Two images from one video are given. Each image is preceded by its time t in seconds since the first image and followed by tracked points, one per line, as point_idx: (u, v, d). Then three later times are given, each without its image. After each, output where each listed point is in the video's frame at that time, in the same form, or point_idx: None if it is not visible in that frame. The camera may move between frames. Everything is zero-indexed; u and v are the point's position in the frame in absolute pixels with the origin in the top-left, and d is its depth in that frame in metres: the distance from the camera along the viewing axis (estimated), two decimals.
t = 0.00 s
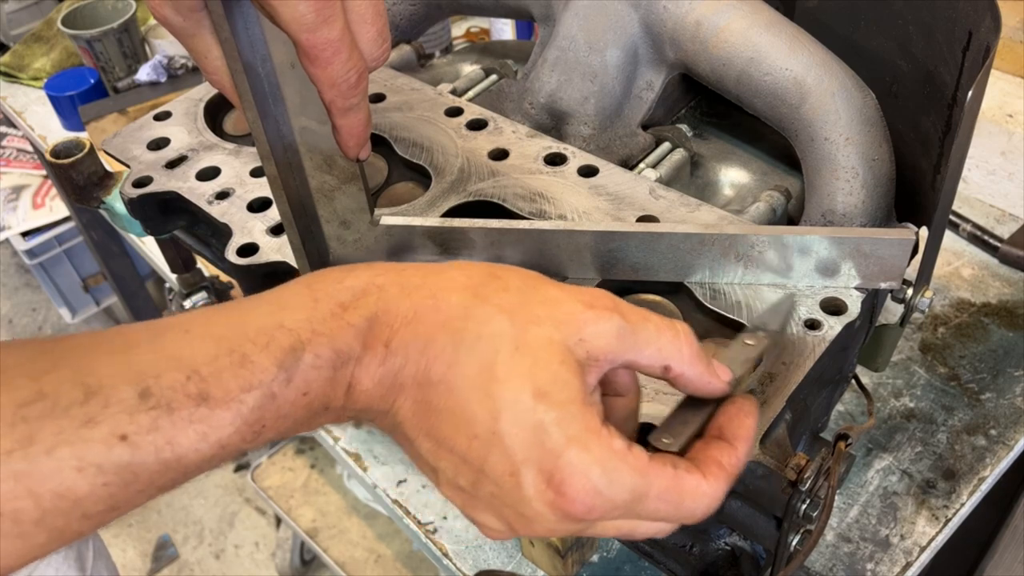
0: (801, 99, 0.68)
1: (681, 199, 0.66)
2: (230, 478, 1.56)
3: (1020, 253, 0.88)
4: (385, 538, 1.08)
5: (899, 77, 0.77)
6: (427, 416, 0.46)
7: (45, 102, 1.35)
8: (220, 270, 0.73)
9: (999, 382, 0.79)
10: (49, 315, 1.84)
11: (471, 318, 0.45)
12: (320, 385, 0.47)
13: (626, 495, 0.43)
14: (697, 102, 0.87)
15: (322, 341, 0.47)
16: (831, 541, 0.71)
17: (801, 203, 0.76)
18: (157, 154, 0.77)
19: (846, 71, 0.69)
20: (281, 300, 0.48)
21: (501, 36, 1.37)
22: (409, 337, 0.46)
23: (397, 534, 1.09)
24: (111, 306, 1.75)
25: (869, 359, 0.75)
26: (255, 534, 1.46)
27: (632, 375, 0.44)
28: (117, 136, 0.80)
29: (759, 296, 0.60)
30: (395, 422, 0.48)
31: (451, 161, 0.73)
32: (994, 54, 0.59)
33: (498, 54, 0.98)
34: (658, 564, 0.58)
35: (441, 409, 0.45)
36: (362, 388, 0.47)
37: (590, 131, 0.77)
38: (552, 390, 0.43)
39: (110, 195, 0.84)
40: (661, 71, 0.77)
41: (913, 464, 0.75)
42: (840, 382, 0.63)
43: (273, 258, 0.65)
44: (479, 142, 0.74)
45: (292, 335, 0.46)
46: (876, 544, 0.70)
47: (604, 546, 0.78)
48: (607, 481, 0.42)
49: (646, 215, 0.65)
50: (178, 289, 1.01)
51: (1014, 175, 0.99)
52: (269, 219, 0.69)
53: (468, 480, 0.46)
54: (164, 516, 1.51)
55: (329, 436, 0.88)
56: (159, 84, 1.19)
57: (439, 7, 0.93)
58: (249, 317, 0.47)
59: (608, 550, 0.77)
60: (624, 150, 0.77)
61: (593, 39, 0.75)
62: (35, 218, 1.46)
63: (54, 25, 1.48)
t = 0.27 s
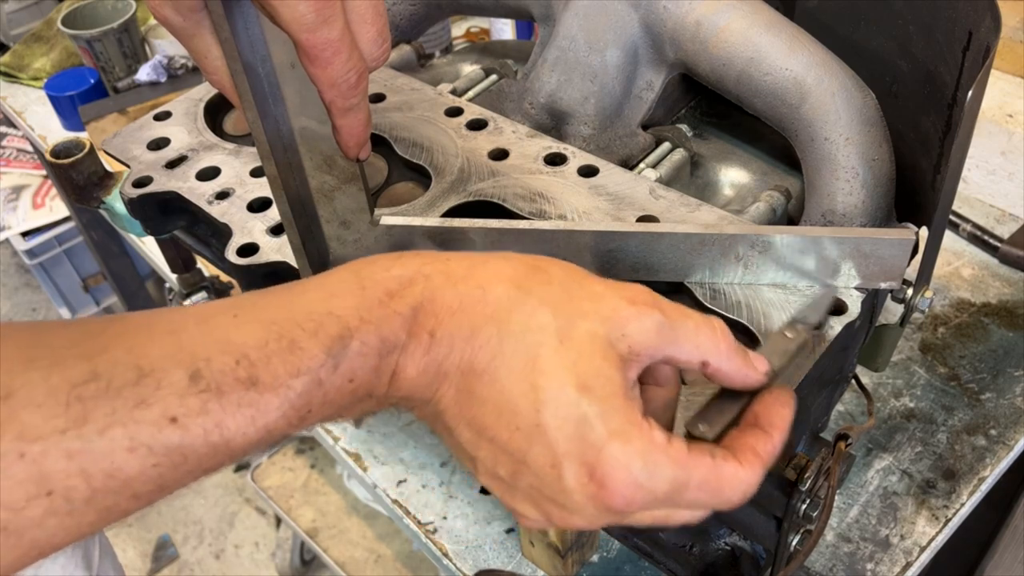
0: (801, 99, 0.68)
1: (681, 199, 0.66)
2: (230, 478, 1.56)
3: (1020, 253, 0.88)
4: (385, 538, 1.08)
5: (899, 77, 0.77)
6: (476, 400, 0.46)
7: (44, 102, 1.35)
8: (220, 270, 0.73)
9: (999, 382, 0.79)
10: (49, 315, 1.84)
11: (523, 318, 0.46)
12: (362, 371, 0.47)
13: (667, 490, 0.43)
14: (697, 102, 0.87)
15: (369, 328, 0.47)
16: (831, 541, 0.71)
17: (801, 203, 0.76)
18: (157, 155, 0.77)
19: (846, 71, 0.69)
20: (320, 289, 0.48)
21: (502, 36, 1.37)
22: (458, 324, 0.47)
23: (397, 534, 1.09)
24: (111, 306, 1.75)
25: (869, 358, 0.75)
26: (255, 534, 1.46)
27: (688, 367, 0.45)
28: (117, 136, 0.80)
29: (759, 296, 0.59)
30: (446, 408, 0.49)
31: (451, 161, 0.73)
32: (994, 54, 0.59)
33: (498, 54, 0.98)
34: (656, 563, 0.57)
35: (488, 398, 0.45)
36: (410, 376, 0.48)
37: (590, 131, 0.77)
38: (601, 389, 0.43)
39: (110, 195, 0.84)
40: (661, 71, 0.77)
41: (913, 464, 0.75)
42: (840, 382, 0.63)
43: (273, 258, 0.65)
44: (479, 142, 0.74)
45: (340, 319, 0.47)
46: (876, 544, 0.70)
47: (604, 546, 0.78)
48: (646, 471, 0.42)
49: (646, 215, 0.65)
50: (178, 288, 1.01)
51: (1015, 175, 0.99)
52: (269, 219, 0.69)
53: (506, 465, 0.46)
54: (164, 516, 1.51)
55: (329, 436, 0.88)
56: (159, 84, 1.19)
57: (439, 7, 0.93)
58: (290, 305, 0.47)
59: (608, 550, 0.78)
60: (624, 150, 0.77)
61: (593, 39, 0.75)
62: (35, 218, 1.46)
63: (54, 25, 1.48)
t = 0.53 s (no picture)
0: (800, 99, 0.68)
1: (681, 199, 0.66)
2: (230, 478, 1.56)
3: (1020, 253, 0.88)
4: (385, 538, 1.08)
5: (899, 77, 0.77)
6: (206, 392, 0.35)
7: (44, 102, 1.35)
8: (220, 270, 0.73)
9: (999, 382, 0.79)
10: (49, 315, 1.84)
11: (392, 305, 0.40)
12: (180, 416, 0.35)
13: (314, 450, 0.35)
14: (697, 102, 0.87)
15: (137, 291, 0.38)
16: (830, 540, 0.71)
17: (801, 203, 0.76)
18: (157, 154, 0.77)
19: (846, 71, 0.69)
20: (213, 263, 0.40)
21: (502, 36, 1.37)
22: (210, 303, 0.38)
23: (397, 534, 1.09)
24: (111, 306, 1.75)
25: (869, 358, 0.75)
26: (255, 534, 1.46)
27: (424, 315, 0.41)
28: (117, 136, 0.80)
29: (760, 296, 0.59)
30: (153, 465, 0.36)
31: (451, 160, 0.73)
32: (994, 53, 0.59)
33: (498, 54, 0.98)
34: (657, 563, 0.57)
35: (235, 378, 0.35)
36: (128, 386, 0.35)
37: (590, 131, 0.76)
38: (238, 384, 0.35)
39: (110, 195, 0.84)
40: (662, 71, 0.77)
41: (913, 464, 0.75)
42: (840, 382, 0.63)
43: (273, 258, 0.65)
44: (479, 141, 0.74)
45: (141, 315, 0.38)
46: (876, 544, 0.70)
47: (604, 546, 0.78)
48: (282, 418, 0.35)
49: (646, 214, 0.65)
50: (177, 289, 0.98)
51: (1015, 175, 0.99)
52: (270, 219, 0.69)
53: (221, 503, 0.36)
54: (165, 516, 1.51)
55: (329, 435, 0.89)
56: (159, 84, 1.19)
57: (439, 7, 0.93)
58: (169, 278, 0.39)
59: (608, 550, 0.78)
60: (624, 149, 0.76)
61: (594, 39, 0.76)
62: (35, 218, 1.46)
63: (54, 25, 1.48)
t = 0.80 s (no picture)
0: (800, 98, 0.68)
1: (680, 199, 0.66)
2: (230, 478, 1.56)
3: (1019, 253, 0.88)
4: (385, 538, 1.08)
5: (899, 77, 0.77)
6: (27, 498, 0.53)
7: (44, 102, 1.35)
8: (220, 270, 0.73)
9: (999, 382, 0.79)
10: (49, 315, 1.84)
11: None
12: None
13: None
14: (697, 102, 0.87)
15: None
16: (830, 540, 0.71)
17: (801, 203, 0.76)
18: (157, 154, 0.77)
19: (846, 71, 0.69)
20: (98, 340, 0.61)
21: (502, 36, 1.37)
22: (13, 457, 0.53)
23: (397, 534, 1.09)
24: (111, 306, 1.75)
25: (869, 358, 0.75)
26: (255, 534, 1.46)
27: None
28: (118, 136, 0.80)
29: (760, 296, 0.59)
30: None
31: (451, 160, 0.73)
32: (994, 53, 0.59)
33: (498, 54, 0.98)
34: (657, 563, 0.57)
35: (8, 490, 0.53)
36: None
37: (590, 130, 0.77)
38: None
39: (111, 195, 0.84)
40: (661, 71, 0.77)
41: (913, 464, 0.75)
42: (840, 382, 0.62)
43: (274, 257, 0.65)
44: (479, 142, 0.74)
45: None
46: (876, 544, 0.70)
47: (604, 545, 0.78)
48: None
49: (645, 215, 0.65)
50: (177, 289, 0.97)
51: (1014, 175, 1.00)
52: (271, 219, 0.69)
53: None
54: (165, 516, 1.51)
55: (329, 434, 0.89)
56: (159, 84, 1.20)
57: (439, 6, 0.93)
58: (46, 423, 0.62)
59: (608, 550, 0.78)
60: (624, 150, 0.76)
61: (594, 39, 0.76)
62: (36, 218, 1.46)
63: (54, 25, 1.48)
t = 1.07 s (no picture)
0: (800, 98, 0.68)
1: (680, 199, 0.66)
2: (230, 478, 1.56)
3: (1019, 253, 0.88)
4: (385, 537, 1.08)
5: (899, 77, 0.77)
6: None
7: (44, 102, 1.35)
8: (221, 270, 0.73)
9: (999, 382, 0.79)
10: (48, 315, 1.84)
11: None
12: None
13: None
14: (697, 103, 0.87)
15: None
16: (830, 540, 0.71)
17: (801, 203, 0.76)
18: (157, 154, 0.77)
19: (846, 71, 0.69)
20: None
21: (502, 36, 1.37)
22: None
23: (397, 534, 1.09)
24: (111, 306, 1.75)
25: (869, 358, 0.75)
26: (255, 534, 1.46)
27: None
28: (118, 136, 0.80)
29: (760, 296, 0.59)
30: None
31: (451, 161, 0.73)
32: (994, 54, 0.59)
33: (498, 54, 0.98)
34: (656, 563, 0.57)
35: None
36: None
37: (591, 131, 0.76)
38: None
39: (111, 195, 0.84)
40: (662, 71, 0.79)
41: (913, 464, 0.75)
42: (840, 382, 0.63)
43: (273, 257, 0.65)
44: (479, 142, 0.74)
45: None
46: (876, 544, 0.70)
47: (604, 545, 0.78)
48: None
49: (645, 215, 0.65)
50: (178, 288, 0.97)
51: (1014, 175, 1.00)
52: (270, 219, 0.69)
53: None
54: (165, 516, 1.51)
55: (329, 434, 0.89)
56: (159, 84, 1.20)
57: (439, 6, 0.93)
58: None
59: (607, 550, 0.78)
60: (623, 151, 0.76)
61: (594, 39, 0.75)
62: (36, 218, 1.46)
63: (54, 25, 1.47)
